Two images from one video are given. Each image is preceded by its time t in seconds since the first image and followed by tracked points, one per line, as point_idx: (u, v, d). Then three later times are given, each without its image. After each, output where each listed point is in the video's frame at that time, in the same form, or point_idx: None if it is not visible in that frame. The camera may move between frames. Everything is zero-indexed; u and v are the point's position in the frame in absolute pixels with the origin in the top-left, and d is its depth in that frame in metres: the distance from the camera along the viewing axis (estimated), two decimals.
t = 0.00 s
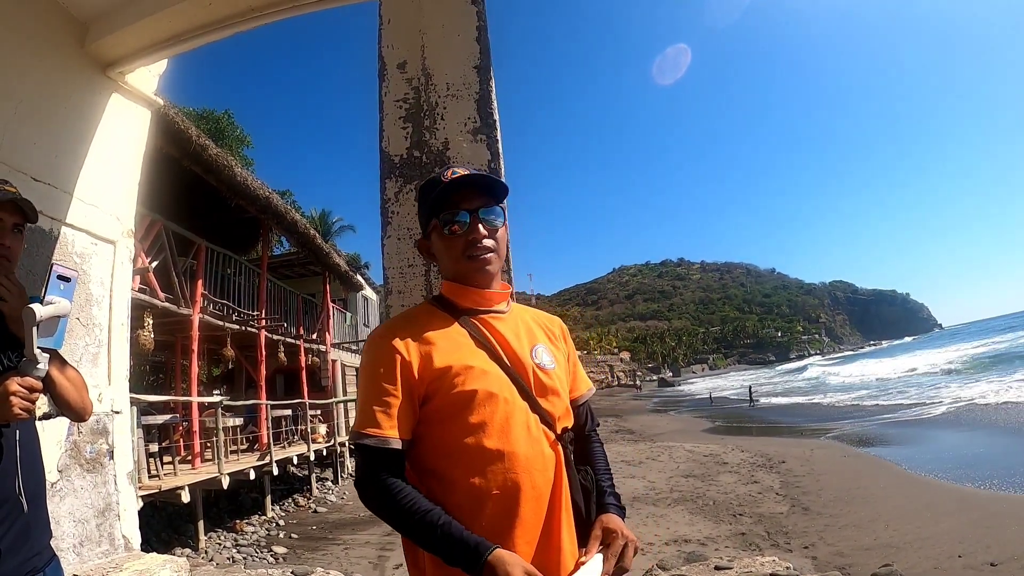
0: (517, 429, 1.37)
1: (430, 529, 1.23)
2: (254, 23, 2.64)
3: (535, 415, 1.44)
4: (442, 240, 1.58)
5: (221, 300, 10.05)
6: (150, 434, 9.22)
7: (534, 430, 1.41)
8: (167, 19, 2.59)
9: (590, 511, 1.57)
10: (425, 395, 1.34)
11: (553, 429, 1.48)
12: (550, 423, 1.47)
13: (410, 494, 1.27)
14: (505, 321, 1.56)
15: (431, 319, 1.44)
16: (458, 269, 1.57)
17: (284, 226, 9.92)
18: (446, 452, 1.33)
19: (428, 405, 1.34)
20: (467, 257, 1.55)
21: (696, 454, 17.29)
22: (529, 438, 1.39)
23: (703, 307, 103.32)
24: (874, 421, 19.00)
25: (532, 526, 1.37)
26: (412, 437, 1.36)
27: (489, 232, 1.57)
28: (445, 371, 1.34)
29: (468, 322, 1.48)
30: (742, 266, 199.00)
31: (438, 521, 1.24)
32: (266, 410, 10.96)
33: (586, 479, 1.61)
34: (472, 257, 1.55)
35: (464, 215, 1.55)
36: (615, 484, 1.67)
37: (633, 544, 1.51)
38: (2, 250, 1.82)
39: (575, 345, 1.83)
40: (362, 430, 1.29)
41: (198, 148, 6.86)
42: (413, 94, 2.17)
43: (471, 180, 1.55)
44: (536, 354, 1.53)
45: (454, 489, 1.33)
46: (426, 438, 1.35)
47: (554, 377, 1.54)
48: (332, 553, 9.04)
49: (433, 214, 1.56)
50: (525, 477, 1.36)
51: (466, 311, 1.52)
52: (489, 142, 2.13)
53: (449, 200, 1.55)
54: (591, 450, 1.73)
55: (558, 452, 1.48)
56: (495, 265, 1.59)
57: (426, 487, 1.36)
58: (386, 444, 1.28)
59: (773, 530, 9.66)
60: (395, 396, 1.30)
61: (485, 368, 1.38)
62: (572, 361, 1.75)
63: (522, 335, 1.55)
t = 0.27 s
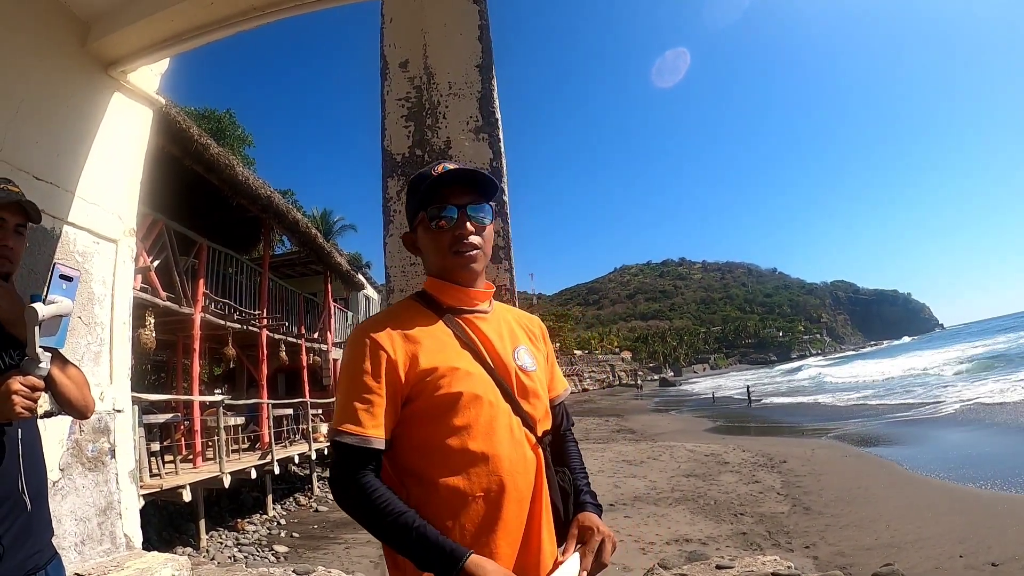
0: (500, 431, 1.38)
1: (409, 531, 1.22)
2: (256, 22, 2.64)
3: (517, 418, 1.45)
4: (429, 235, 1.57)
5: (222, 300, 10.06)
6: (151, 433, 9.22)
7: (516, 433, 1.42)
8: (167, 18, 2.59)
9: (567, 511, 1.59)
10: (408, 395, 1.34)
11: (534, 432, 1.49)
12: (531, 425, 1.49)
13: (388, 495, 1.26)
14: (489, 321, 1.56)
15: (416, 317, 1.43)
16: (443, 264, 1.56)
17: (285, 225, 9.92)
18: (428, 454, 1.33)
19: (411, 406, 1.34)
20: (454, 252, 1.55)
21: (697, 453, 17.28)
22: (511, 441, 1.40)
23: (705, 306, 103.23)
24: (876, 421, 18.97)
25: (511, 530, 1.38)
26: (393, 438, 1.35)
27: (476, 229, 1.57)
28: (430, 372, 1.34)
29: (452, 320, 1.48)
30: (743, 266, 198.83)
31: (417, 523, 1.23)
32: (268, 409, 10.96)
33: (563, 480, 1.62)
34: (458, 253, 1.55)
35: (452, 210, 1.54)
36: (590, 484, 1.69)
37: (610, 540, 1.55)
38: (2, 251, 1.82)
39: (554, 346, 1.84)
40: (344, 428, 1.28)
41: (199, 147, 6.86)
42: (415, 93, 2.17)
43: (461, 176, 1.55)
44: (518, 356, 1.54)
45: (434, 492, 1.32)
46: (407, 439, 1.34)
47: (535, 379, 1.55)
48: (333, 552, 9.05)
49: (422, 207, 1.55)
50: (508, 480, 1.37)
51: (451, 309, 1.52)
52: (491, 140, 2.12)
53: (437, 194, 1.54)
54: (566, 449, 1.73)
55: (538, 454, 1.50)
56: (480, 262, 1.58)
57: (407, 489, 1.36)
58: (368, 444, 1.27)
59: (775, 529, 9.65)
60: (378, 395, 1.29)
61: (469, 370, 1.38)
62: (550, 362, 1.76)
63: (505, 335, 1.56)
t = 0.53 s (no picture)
0: (477, 439, 1.38)
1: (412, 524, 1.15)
2: (259, 20, 2.64)
3: (493, 426, 1.45)
4: (408, 236, 1.55)
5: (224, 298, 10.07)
6: (153, 431, 9.23)
7: (492, 441, 1.42)
8: (170, 18, 2.59)
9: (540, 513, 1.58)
10: (387, 399, 1.32)
11: (509, 439, 1.50)
12: (507, 432, 1.49)
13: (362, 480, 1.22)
14: (466, 325, 1.55)
15: (394, 321, 1.42)
16: (420, 267, 1.55)
17: (287, 224, 9.93)
18: (405, 462, 1.32)
19: (389, 411, 1.32)
20: (429, 256, 1.53)
21: (699, 452, 17.29)
22: (487, 449, 1.40)
23: (706, 305, 103.16)
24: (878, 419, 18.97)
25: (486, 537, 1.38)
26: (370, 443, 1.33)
27: (456, 231, 1.56)
28: (409, 377, 1.32)
29: (430, 324, 1.47)
30: (745, 265, 198.56)
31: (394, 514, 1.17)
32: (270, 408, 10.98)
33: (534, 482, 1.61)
34: (436, 255, 1.53)
35: (430, 211, 1.53)
36: (560, 484, 1.69)
37: (584, 538, 1.54)
38: (7, 250, 1.82)
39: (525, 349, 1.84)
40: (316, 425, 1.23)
41: (201, 146, 6.86)
42: (418, 91, 2.16)
43: (442, 176, 1.54)
44: (495, 362, 1.54)
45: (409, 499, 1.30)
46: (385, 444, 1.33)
47: (510, 385, 1.56)
48: (335, 550, 9.07)
49: (400, 206, 1.53)
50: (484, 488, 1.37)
51: (428, 313, 1.51)
52: (495, 139, 2.12)
53: (416, 194, 1.53)
54: (535, 451, 1.71)
55: (512, 461, 1.51)
56: (457, 266, 1.58)
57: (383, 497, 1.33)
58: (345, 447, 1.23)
59: (776, 528, 9.64)
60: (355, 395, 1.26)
61: (448, 377, 1.37)
62: (522, 366, 1.76)
63: (482, 341, 1.56)
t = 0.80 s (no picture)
0: (470, 442, 1.37)
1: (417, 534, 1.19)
2: (261, 18, 2.63)
3: (486, 428, 1.44)
4: (401, 238, 1.55)
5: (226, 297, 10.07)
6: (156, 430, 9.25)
7: (485, 443, 1.42)
8: (171, 16, 2.58)
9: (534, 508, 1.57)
10: (379, 407, 1.32)
11: (503, 440, 1.49)
12: (501, 434, 1.48)
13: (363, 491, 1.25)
14: (458, 326, 1.54)
15: (384, 326, 1.41)
16: (412, 268, 1.54)
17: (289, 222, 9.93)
18: (399, 468, 1.32)
19: (381, 418, 1.32)
20: (423, 257, 1.53)
21: (701, 451, 17.27)
22: (480, 451, 1.40)
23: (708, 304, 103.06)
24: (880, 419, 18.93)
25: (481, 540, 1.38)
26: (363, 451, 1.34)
27: (447, 232, 1.55)
28: (399, 385, 1.32)
29: (420, 327, 1.46)
30: (747, 264, 198.37)
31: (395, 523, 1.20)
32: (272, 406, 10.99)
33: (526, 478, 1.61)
34: (428, 256, 1.53)
35: (424, 211, 1.53)
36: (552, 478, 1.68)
37: (578, 526, 1.54)
38: (9, 249, 1.82)
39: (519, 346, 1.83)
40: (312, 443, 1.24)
41: (203, 144, 6.86)
42: (421, 89, 2.16)
43: (433, 178, 1.53)
44: (487, 361, 1.53)
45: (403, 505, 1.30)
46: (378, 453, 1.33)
47: (503, 384, 1.55)
48: (336, 549, 9.07)
49: (393, 209, 1.53)
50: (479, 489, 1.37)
51: (419, 314, 1.50)
52: (498, 138, 2.12)
53: (408, 196, 1.52)
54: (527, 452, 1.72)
55: (506, 462, 1.50)
56: (449, 267, 1.57)
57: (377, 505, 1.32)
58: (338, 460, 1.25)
59: (778, 527, 9.63)
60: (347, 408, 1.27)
61: (439, 381, 1.37)
62: (515, 364, 1.76)
63: (473, 341, 1.55)
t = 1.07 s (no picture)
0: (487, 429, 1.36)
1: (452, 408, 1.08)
2: (261, 18, 2.63)
3: (503, 418, 1.43)
4: (402, 242, 1.55)
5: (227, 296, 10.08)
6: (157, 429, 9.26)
7: (502, 433, 1.41)
8: (172, 15, 2.58)
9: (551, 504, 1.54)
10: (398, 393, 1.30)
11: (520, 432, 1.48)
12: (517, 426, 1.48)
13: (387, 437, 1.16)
14: (469, 320, 1.54)
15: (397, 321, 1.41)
16: (416, 270, 1.54)
17: (290, 222, 9.93)
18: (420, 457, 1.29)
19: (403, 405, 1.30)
20: (423, 256, 1.52)
21: (702, 450, 17.26)
22: (498, 439, 1.38)
23: (710, 303, 102.99)
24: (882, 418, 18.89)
25: (506, 531, 1.34)
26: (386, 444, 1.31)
27: (446, 231, 1.54)
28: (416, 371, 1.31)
29: (433, 322, 1.46)
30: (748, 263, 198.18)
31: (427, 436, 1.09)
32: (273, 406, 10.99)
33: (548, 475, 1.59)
34: (429, 256, 1.52)
35: (420, 213, 1.52)
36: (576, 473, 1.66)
37: (597, 524, 1.52)
38: (12, 250, 1.82)
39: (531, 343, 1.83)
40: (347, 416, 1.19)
41: (204, 144, 6.86)
42: (422, 88, 2.15)
43: (427, 177, 1.52)
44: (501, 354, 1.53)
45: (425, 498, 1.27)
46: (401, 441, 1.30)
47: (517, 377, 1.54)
48: (337, 548, 9.07)
49: (391, 213, 1.53)
50: (497, 479, 1.34)
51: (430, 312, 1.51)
52: (499, 137, 2.12)
53: (405, 199, 1.52)
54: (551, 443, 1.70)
55: (526, 454, 1.48)
56: (453, 263, 1.56)
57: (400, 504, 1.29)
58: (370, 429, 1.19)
59: (779, 527, 9.62)
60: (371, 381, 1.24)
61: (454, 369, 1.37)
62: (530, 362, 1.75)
63: (487, 334, 1.54)
